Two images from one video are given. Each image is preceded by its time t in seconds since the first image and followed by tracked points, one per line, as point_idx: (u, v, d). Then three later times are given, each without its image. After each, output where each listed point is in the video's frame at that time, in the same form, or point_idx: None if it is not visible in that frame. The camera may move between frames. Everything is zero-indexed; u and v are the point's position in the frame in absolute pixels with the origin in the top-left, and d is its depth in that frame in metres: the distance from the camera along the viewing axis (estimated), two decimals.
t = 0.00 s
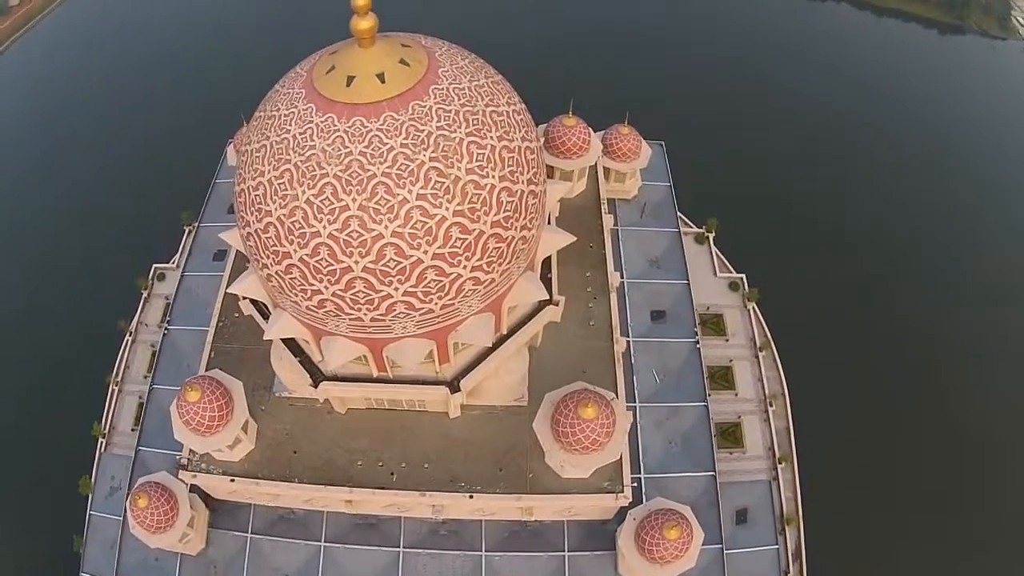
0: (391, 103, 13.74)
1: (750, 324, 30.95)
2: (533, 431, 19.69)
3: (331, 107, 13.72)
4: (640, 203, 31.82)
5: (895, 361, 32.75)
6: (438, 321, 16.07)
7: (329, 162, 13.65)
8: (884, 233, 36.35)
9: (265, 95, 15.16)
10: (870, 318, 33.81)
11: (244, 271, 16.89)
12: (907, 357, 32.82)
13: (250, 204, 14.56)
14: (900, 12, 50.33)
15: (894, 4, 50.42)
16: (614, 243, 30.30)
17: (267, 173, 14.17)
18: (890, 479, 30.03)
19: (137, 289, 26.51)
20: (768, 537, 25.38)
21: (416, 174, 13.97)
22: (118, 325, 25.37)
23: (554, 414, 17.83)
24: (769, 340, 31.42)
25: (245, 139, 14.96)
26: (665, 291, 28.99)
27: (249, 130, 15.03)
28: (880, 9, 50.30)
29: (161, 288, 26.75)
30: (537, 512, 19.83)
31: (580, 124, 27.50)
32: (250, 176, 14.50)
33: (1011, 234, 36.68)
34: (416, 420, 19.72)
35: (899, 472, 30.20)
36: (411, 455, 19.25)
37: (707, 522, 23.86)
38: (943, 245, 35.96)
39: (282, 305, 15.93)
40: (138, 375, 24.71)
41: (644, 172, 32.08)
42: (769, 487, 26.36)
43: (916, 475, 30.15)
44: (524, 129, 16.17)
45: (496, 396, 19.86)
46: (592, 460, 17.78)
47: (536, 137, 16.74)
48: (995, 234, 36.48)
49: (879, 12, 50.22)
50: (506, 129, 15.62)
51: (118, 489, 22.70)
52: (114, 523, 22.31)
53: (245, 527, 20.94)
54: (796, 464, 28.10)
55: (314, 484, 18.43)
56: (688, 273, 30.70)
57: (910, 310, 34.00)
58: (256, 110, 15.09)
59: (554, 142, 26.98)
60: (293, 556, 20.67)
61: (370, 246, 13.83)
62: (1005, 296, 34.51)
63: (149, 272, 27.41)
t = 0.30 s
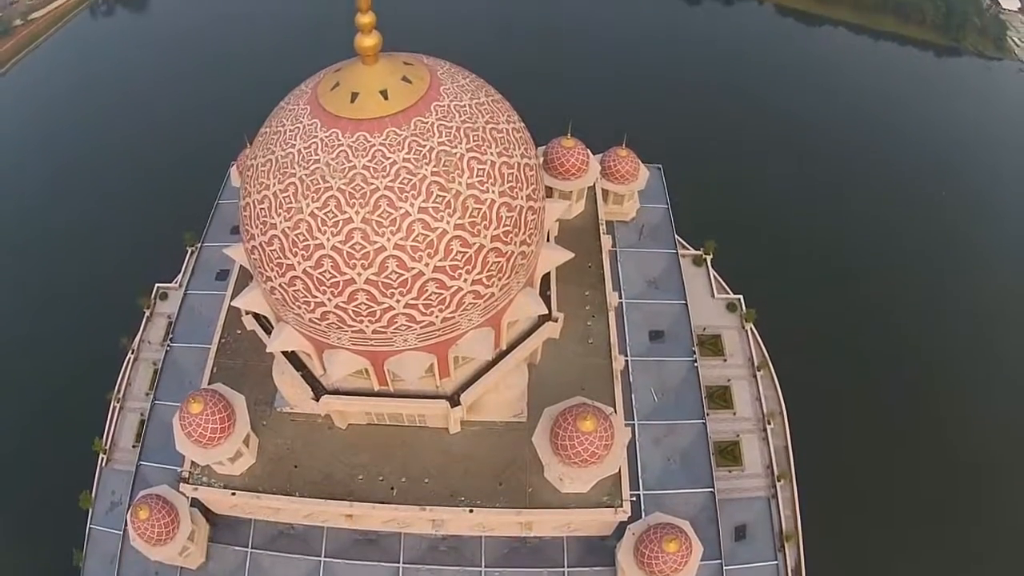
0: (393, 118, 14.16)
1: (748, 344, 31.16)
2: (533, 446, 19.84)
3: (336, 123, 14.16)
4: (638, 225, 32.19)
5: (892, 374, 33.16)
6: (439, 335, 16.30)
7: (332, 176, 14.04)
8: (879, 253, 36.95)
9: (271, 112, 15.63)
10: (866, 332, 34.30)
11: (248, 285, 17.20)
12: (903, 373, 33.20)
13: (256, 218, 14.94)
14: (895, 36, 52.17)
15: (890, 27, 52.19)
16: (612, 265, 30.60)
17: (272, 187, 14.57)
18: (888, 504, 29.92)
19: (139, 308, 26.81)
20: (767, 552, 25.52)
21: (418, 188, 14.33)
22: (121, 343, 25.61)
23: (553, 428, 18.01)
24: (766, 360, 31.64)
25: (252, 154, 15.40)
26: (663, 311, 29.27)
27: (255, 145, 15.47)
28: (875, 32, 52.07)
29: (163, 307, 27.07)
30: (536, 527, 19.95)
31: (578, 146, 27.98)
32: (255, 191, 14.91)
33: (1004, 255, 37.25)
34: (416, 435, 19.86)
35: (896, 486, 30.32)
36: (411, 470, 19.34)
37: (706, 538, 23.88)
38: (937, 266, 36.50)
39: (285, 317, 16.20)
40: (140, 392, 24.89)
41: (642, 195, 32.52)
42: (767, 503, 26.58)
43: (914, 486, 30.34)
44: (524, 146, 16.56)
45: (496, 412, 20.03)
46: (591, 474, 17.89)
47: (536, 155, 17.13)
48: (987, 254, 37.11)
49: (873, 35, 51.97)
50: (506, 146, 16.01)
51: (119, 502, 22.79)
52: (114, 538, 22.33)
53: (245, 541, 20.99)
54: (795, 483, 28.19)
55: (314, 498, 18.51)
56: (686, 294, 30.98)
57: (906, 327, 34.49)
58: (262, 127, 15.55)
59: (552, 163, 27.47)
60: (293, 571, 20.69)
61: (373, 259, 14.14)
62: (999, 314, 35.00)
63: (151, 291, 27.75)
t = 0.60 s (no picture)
0: (396, 135, 14.57)
1: (746, 365, 31.38)
2: (532, 462, 19.99)
3: (340, 139, 14.57)
4: (637, 247, 32.59)
5: (888, 401, 33.46)
6: (440, 348, 16.54)
7: (336, 191, 14.43)
8: (872, 283, 37.50)
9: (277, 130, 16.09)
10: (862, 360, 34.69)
11: (252, 300, 17.51)
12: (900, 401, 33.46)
13: (261, 232, 15.32)
14: (893, 58, 57.15)
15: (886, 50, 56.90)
16: (611, 286, 30.88)
17: (278, 201, 14.97)
18: (888, 530, 29.87)
19: (142, 326, 27.17)
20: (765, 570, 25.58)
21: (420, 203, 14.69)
22: (123, 360, 25.91)
23: (552, 442, 18.19)
24: (764, 381, 31.86)
25: (257, 170, 15.83)
26: (661, 331, 29.56)
27: (261, 161, 15.91)
28: (873, 56, 56.63)
29: (166, 326, 27.49)
30: (535, 542, 20.04)
31: (577, 167, 28.46)
32: (261, 206, 15.32)
33: (997, 280, 37.93)
34: (417, 450, 20.02)
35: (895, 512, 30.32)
36: (411, 485, 19.43)
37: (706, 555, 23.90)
38: (928, 294, 37.16)
39: (288, 330, 16.50)
40: (141, 409, 25.09)
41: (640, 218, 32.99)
42: (765, 520, 26.68)
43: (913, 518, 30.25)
44: (523, 164, 16.94)
45: (496, 428, 20.21)
46: (591, 488, 17.98)
47: (535, 173, 17.52)
48: (978, 281, 37.82)
49: (871, 58, 56.62)
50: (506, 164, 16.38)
51: (119, 517, 22.88)
52: (113, 554, 22.36)
53: (245, 556, 21.05)
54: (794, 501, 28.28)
55: (314, 512, 18.59)
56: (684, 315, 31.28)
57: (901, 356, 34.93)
58: (268, 144, 16.00)
59: (551, 185, 27.92)
60: None
61: (375, 272, 14.46)
62: (992, 342, 35.48)
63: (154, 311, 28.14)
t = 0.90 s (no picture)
0: (398, 153, 14.98)
1: (745, 386, 31.58)
2: (532, 478, 20.17)
3: (344, 156, 14.99)
4: (635, 270, 32.98)
5: (881, 428, 33.49)
6: (441, 363, 16.80)
7: (340, 207, 14.82)
8: (868, 307, 37.91)
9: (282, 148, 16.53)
10: (853, 387, 34.82)
11: (256, 316, 17.84)
12: (894, 427, 33.52)
13: (266, 247, 15.68)
14: (889, 81, 59.47)
15: (882, 74, 59.46)
16: (610, 309, 31.18)
17: (282, 217, 15.35)
18: (884, 559, 29.60)
19: (144, 346, 27.54)
20: None
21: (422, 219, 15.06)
22: (126, 379, 26.21)
23: (551, 457, 18.37)
24: (762, 402, 32.08)
25: (263, 187, 16.25)
26: (659, 352, 29.83)
27: (267, 179, 16.33)
28: (870, 80, 59.33)
29: (168, 346, 27.89)
30: (534, 558, 20.15)
31: (575, 190, 28.92)
32: (266, 222, 15.70)
33: (994, 302, 38.35)
34: (417, 466, 20.20)
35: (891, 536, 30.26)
36: (411, 500, 19.56)
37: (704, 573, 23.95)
38: (923, 316, 37.54)
39: (291, 345, 16.80)
40: (143, 427, 25.33)
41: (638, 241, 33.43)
42: (764, 538, 26.77)
43: (913, 552, 29.92)
44: (522, 183, 17.34)
45: (496, 444, 20.40)
46: (589, 503, 18.13)
47: (534, 193, 17.93)
48: (973, 304, 38.19)
49: (869, 83, 59.30)
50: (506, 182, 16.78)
51: (119, 532, 22.96)
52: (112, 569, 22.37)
53: (245, 573, 21.12)
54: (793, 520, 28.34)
55: (315, 526, 18.71)
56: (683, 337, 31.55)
57: (893, 382, 35.03)
58: (273, 162, 16.44)
59: (550, 208, 28.38)
60: None
61: (377, 286, 14.79)
62: (984, 364, 35.84)
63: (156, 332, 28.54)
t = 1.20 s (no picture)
0: (401, 171, 15.44)
1: (743, 407, 31.81)
2: (532, 494, 20.37)
3: (348, 175, 15.45)
4: (634, 293, 33.38)
5: (878, 451, 33.74)
6: (442, 379, 17.06)
7: (344, 223, 15.22)
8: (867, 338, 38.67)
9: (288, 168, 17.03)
10: (851, 410, 35.19)
11: (260, 333, 18.20)
12: (892, 449, 33.86)
13: (271, 262, 16.06)
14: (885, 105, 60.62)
15: (879, 99, 60.42)
16: (608, 331, 31.50)
17: (288, 233, 15.76)
18: None
19: (147, 366, 27.91)
20: None
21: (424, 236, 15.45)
22: (128, 398, 26.53)
23: (551, 472, 18.58)
24: (760, 423, 32.29)
25: (269, 205, 16.70)
26: (658, 373, 30.12)
27: (273, 197, 16.80)
28: (867, 105, 60.35)
29: (170, 366, 28.25)
30: (535, 573, 20.25)
31: (575, 213, 29.38)
32: (272, 238, 16.12)
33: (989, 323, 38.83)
34: (418, 483, 20.40)
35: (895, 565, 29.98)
36: (412, 516, 19.71)
37: None
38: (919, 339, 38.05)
39: (295, 360, 17.12)
40: (145, 445, 25.57)
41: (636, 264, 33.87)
42: (763, 556, 26.88)
43: None
44: (522, 203, 17.79)
45: (497, 462, 20.61)
46: (589, 517, 18.29)
47: (533, 213, 18.37)
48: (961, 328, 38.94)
49: (866, 108, 60.32)
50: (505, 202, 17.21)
51: (120, 548, 23.03)
52: None
53: None
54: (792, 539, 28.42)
55: (316, 541, 18.85)
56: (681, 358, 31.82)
57: (889, 406, 35.52)
58: (279, 181, 16.91)
59: (551, 230, 28.84)
60: None
61: (380, 300, 15.12)
62: (978, 389, 36.54)
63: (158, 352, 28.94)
